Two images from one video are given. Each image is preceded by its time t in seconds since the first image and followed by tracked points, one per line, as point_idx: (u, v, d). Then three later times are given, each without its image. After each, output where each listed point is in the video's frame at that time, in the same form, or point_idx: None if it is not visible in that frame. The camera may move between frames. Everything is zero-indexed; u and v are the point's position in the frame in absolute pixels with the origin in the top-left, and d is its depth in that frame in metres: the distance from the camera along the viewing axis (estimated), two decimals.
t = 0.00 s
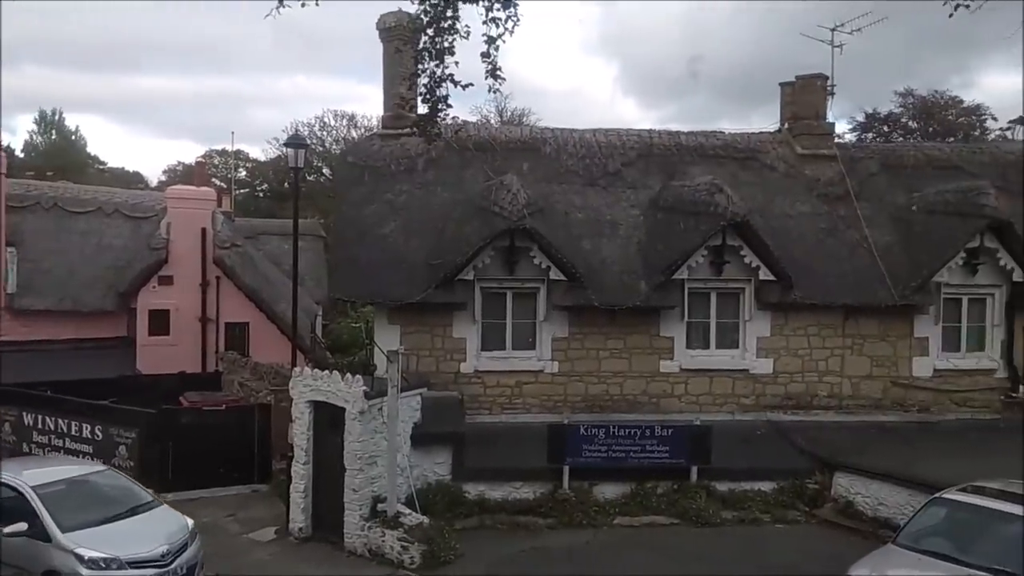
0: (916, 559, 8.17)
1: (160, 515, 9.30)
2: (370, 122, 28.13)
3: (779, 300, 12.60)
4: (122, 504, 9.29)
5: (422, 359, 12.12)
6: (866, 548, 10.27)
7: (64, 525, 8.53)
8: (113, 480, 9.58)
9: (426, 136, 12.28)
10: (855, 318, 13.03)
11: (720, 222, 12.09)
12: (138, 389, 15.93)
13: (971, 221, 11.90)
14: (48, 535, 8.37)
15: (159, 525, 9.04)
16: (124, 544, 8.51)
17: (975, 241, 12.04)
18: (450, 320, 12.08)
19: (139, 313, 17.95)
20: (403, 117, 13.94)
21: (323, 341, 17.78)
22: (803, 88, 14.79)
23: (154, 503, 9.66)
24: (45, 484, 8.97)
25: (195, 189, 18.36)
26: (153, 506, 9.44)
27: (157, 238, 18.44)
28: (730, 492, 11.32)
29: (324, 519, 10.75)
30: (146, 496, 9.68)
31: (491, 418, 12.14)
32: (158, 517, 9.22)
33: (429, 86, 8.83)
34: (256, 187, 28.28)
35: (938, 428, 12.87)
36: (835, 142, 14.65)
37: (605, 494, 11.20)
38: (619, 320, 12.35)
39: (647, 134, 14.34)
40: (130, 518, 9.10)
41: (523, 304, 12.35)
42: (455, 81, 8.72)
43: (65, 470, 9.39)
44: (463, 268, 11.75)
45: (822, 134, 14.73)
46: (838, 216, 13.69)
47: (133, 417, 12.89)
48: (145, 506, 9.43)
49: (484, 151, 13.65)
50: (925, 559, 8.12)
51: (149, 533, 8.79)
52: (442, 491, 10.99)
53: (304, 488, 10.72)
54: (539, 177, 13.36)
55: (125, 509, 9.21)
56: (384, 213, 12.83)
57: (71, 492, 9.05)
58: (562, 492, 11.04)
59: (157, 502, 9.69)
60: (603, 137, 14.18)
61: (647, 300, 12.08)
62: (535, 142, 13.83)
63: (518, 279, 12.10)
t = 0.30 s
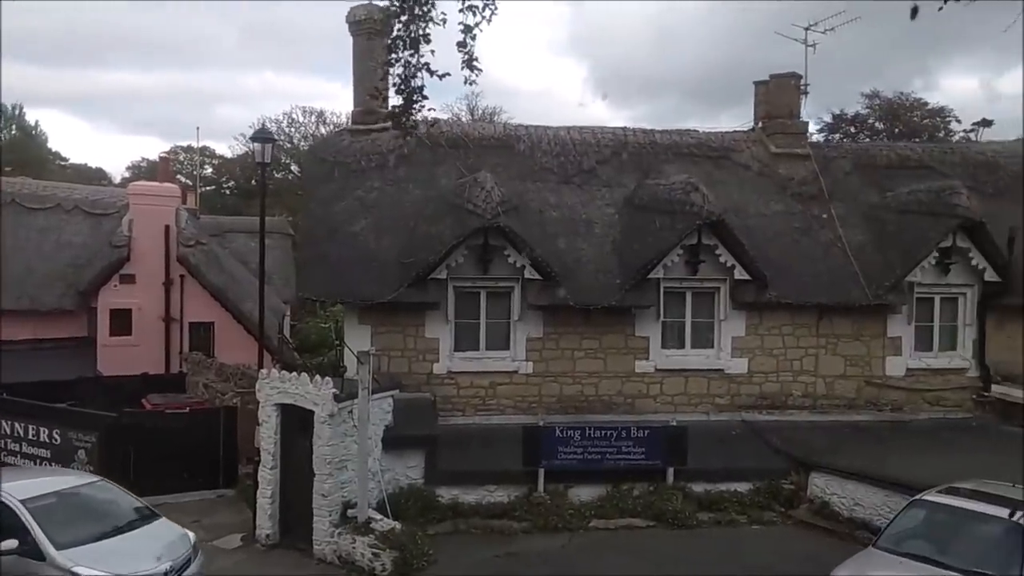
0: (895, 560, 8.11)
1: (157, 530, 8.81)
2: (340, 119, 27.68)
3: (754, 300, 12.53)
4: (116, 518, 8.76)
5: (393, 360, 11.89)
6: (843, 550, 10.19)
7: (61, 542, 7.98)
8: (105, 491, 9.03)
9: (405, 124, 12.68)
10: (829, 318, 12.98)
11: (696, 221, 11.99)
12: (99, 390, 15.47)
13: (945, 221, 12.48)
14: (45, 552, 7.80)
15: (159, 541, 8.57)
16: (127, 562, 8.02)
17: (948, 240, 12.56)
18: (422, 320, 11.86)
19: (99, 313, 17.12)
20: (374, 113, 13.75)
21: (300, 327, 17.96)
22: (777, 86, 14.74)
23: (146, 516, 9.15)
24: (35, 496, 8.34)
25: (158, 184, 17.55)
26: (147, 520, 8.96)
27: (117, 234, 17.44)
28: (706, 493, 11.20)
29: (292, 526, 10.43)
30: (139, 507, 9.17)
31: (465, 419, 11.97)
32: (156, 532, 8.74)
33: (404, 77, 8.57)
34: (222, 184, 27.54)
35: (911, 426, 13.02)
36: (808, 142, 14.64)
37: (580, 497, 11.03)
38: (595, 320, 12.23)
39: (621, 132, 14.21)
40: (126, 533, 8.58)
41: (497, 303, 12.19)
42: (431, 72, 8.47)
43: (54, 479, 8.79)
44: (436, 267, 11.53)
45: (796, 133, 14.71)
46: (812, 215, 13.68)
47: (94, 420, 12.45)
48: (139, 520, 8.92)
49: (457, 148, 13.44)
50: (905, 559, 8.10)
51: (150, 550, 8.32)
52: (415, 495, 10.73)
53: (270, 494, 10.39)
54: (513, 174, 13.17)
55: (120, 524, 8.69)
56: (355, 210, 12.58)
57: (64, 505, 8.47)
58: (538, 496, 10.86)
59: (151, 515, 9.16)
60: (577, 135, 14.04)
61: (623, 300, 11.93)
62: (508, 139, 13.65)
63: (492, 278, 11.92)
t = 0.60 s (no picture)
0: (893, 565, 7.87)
1: (159, 546, 8.22)
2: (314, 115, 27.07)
3: (740, 298, 12.27)
4: (119, 533, 8.25)
5: (370, 360, 11.49)
6: (834, 554, 9.92)
7: (59, 561, 7.47)
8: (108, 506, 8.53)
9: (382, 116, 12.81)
10: (816, 316, 12.75)
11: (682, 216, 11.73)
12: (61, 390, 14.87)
13: (931, 217, 12.11)
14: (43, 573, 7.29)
15: (165, 554, 8.05)
16: None
17: (935, 237, 12.26)
18: (400, 318, 11.50)
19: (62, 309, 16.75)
20: (351, 104, 13.37)
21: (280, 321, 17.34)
22: (761, 81, 14.51)
23: (154, 530, 8.65)
24: (27, 513, 7.80)
25: (123, 177, 16.67)
26: (152, 533, 8.45)
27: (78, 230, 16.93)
28: (693, 496, 10.91)
29: (264, 534, 9.96)
30: (143, 521, 8.66)
31: (444, 422, 11.65)
32: (162, 546, 8.22)
33: (386, 56, 8.15)
34: (193, 180, 26.76)
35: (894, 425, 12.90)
36: (792, 137, 14.43)
37: (565, 501, 10.69)
38: (578, 318, 11.96)
39: (604, 126, 13.92)
40: (130, 548, 8.07)
41: (478, 302, 11.88)
42: (415, 50, 8.05)
43: (52, 494, 8.29)
44: (415, 263, 11.20)
45: (781, 129, 14.49)
46: (797, 211, 13.46)
47: (56, 423, 11.95)
48: (143, 534, 8.41)
49: (436, 141, 13.07)
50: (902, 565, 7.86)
51: (156, 564, 7.81)
52: (393, 501, 10.33)
53: (241, 501, 9.91)
54: (494, 168, 12.84)
55: (123, 539, 8.18)
56: (330, 204, 12.17)
57: (61, 521, 7.96)
58: (521, 500, 10.51)
59: (153, 529, 8.59)
60: (559, 128, 13.73)
61: (608, 298, 11.67)
62: (489, 133, 13.31)
63: (473, 275, 11.65)
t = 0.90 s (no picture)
0: None
1: (165, 564, 7.85)
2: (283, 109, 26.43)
3: (725, 295, 12.01)
4: (120, 552, 7.77)
5: (346, 360, 11.09)
6: (826, 557, 9.67)
7: None
8: (107, 521, 8.03)
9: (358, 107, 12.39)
10: (801, 314, 12.54)
11: (667, 212, 11.46)
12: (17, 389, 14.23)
13: (918, 214, 11.82)
14: None
15: None
16: None
17: (921, 233, 11.92)
18: (378, 316, 11.10)
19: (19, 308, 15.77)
20: (326, 94, 12.94)
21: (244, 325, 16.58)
22: (744, 76, 14.32)
23: (156, 545, 8.18)
24: (18, 530, 7.21)
25: (84, 169, 15.89)
26: (155, 552, 7.97)
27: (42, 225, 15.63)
28: (680, 499, 10.60)
29: (234, 543, 9.47)
30: (144, 536, 8.18)
31: (423, 423, 11.29)
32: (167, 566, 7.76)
33: (374, 30, 7.74)
34: (157, 175, 25.73)
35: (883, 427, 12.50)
36: (775, 133, 14.24)
37: (548, 505, 10.33)
38: (562, 317, 11.68)
39: (586, 120, 13.65)
40: (133, 569, 7.60)
41: (457, 299, 11.53)
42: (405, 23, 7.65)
43: (47, 508, 7.74)
44: (394, 259, 10.80)
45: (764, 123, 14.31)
46: (782, 207, 13.24)
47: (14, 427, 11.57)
48: (145, 552, 7.93)
49: (413, 133, 12.68)
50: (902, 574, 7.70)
51: None
52: (370, 507, 9.88)
53: (210, 509, 9.42)
54: (474, 162, 12.49)
55: (125, 558, 7.70)
56: (304, 197, 11.71)
57: (59, 539, 7.44)
58: (503, 505, 10.14)
59: (156, 545, 8.18)
60: (540, 121, 13.41)
61: (592, 295, 11.43)
62: (469, 125, 12.96)
63: (453, 272, 11.26)
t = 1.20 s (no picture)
0: None
1: None
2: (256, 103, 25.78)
3: (716, 294, 11.71)
4: None
5: (324, 361, 10.61)
6: (822, 563, 9.36)
7: None
8: (107, 541, 7.37)
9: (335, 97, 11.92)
10: (790, 313, 12.27)
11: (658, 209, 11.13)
12: None
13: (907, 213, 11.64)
14: None
15: None
16: None
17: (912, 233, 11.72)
18: (358, 316, 10.65)
19: None
20: (302, 84, 12.45)
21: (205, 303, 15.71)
22: (732, 70, 14.06)
23: (161, 565, 7.53)
24: (16, 552, 6.63)
25: (48, 162, 15.05)
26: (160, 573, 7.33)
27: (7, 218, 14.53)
28: (671, 504, 10.28)
29: (206, 555, 8.97)
30: (149, 556, 7.52)
31: (405, 427, 10.87)
32: None
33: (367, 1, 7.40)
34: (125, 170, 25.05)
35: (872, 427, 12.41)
36: (763, 128, 13.97)
37: (536, 512, 9.96)
38: (548, 316, 11.31)
39: (572, 114, 13.30)
40: None
41: (441, 298, 11.10)
42: None
43: (44, 527, 7.09)
44: (374, 257, 10.33)
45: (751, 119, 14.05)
46: (771, 204, 12.98)
47: None
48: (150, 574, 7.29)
49: (393, 126, 12.23)
50: None
51: None
52: (351, 516, 9.44)
53: (181, 519, 8.94)
54: (457, 156, 12.08)
55: None
56: (280, 190, 11.22)
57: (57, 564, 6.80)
58: (490, 512, 9.75)
59: (162, 564, 7.52)
60: (525, 115, 13.03)
61: (580, 294, 11.06)
62: (451, 118, 12.56)
63: (436, 269, 10.83)
